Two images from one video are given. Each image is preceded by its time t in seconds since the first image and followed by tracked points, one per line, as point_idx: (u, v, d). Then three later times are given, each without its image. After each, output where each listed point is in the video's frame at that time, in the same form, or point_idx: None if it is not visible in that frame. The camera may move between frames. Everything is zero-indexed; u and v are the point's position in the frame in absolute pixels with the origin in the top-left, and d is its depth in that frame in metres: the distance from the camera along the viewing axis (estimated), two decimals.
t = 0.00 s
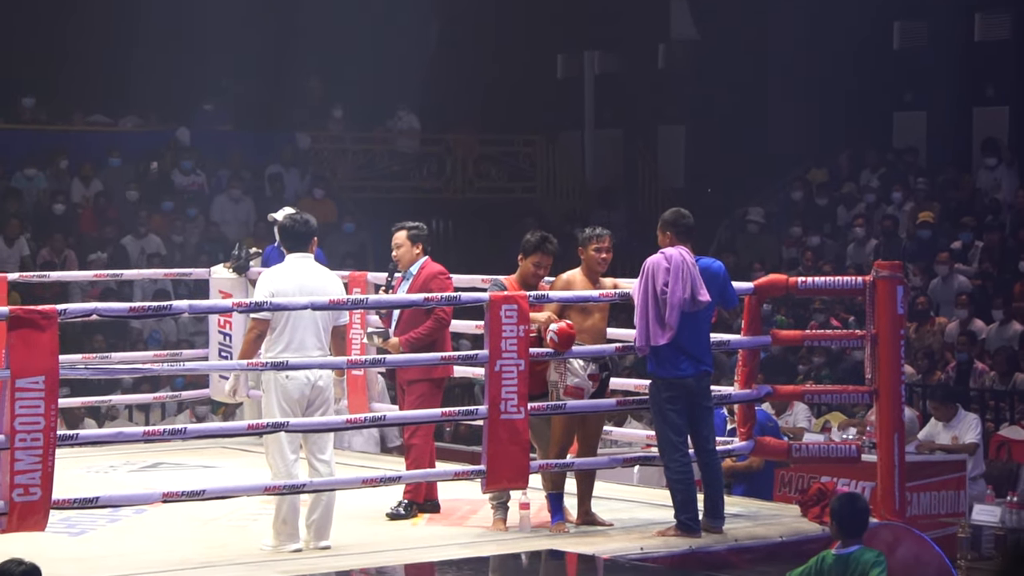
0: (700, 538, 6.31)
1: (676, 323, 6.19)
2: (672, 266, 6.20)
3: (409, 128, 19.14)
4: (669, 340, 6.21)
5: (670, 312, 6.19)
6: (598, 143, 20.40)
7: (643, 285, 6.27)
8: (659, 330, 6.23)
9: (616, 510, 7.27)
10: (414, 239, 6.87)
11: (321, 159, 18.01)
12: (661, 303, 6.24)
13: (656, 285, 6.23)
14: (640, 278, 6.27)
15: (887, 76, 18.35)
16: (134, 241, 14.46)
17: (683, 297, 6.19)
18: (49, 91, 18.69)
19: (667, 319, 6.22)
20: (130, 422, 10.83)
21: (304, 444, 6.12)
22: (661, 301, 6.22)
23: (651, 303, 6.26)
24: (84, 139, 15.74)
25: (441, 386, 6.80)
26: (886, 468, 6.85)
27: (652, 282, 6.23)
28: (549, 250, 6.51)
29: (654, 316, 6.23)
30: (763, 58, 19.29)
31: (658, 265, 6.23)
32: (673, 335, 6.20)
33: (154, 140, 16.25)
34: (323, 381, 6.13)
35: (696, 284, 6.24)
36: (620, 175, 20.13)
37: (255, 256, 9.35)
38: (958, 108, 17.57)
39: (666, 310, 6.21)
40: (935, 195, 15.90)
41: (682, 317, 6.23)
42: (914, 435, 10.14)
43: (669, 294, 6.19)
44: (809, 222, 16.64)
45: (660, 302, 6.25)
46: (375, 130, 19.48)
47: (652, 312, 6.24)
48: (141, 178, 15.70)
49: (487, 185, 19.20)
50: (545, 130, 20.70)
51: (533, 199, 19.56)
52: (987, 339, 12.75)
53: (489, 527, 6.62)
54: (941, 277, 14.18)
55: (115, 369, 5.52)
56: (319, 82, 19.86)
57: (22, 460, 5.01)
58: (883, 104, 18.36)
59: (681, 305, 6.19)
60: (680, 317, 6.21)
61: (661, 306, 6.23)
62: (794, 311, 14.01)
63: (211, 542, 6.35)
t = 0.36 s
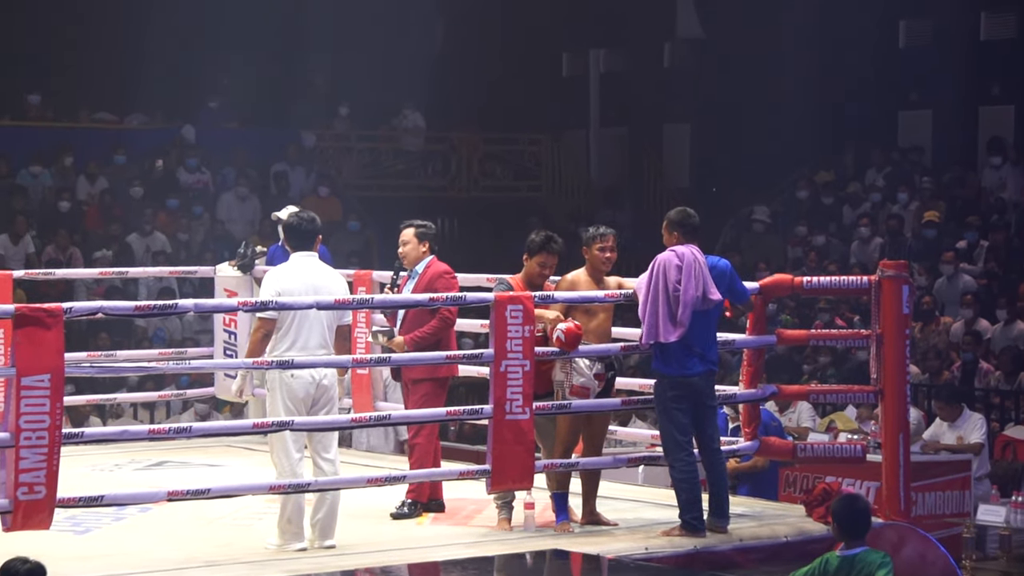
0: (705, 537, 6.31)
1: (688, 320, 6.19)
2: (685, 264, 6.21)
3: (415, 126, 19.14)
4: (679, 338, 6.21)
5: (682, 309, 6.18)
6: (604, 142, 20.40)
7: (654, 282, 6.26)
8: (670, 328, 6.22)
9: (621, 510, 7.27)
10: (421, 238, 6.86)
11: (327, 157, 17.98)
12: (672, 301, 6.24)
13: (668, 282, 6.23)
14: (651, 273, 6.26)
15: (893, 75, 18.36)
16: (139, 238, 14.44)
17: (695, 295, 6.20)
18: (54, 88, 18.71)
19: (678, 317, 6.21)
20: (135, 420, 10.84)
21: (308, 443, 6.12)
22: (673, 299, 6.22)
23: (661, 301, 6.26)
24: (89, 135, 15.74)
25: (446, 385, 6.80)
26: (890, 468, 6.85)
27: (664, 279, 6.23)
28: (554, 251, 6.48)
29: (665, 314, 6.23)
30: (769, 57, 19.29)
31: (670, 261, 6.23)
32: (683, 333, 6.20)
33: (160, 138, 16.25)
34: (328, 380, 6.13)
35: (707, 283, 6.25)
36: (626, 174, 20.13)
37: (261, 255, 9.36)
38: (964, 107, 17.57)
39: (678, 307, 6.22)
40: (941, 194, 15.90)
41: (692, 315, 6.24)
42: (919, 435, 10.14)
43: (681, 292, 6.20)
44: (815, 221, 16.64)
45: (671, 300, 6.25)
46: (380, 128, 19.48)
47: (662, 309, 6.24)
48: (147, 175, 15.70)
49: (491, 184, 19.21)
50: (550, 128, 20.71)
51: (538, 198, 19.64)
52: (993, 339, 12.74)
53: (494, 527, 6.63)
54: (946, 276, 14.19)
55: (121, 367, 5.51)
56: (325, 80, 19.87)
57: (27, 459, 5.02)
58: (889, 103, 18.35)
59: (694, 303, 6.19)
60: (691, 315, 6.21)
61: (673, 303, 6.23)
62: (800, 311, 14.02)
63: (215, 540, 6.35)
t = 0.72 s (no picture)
0: (708, 561, 6.29)
1: (695, 346, 6.19)
2: (690, 289, 6.22)
3: (413, 153, 19.15)
4: (686, 364, 6.20)
5: (690, 335, 6.18)
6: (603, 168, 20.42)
7: (660, 309, 6.26)
8: (677, 353, 6.21)
9: (623, 535, 7.26)
10: (422, 264, 6.87)
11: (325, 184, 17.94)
12: (679, 327, 6.23)
13: (675, 307, 6.23)
14: (656, 298, 6.28)
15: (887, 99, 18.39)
16: (139, 268, 14.44)
17: (702, 320, 6.20)
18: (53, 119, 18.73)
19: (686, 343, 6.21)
20: (136, 449, 10.84)
21: (310, 470, 6.12)
22: (680, 325, 6.22)
23: (668, 327, 6.25)
24: (88, 166, 15.78)
25: (447, 412, 6.80)
26: (892, 491, 6.83)
27: (671, 305, 6.23)
28: (553, 275, 6.50)
29: (673, 340, 6.22)
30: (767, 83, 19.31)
31: (675, 287, 6.24)
32: (690, 359, 6.19)
33: (159, 167, 16.28)
34: (330, 407, 6.14)
35: (713, 308, 6.26)
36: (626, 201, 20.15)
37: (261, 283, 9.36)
38: (961, 131, 17.59)
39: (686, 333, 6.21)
40: (939, 218, 15.92)
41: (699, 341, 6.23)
42: (920, 459, 10.13)
43: (688, 318, 6.19)
44: (814, 244, 16.66)
45: (678, 325, 6.24)
46: (378, 156, 19.51)
47: (670, 336, 6.23)
48: (146, 204, 15.72)
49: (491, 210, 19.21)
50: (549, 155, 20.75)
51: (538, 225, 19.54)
52: (993, 362, 12.74)
53: (496, 553, 6.62)
54: (946, 299, 14.21)
55: (122, 397, 5.51)
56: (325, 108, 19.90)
57: (28, 488, 5.02)
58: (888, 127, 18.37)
59: (700, 329, 6.19)
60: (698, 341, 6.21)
61: (679, 328, 6.23)
62: (799, 335, 14.02)
63: (218, 569, 6.35)
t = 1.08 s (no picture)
0: (729, 535, 6.30)
1: (716, 320, 6.19)
2: (711, 264, 6.20)
3: (431, 128, 19.13)
4: (706, 338, 6.20)
5: (710, 310, 6.18)
6: (622, 142, 20.38)
7: (679, 284, 6.25)
8: (697, 328, 6.21)
9: (644, 509, 7.27)
10: (444, 238, 6.85)
11: (345, 159, 17.90)
12: (698, 301, 6.22)
13: (695, 281, 6.22)
14: (676, 274, 6.25)
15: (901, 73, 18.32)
16: (160, 243, 14.46)
17: (722, 295, 6.19)
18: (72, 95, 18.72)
19: (706, 318, 6.21)
20: (156, 423, 10.86)
21: (331, 445, 6.12)
22: (700, 300, 6.21)
23: (687, 301, 6.24)
24: (107, 140, 15.78)
25: (468, 386, 6.81)
26: (913, 465, 6.83)
27: (690, 280, 6.22)
28: (564, 247, 6.51)
29: (693, 315, 6.21)
30: (786, 56, 19.24)
31: (695, 262, 6.22)
32: (711, 333, 6.19)
33: (178, 142, 16.27)
34: (350, 382, 6.15)
35: (732, 281, 6.25)
36: (644, 174, 20.10)
37: (281, 258, 9.35)
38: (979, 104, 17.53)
39: (705, 308, 6.21)
40: (960, 192, 15.89)
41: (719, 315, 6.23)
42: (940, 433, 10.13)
43: (709, 292, 6.19)
44: (834, 218, 16.62)
45: (698, 300, 6.23)
46: (397, 130, 19.48)
47: (690, 311, 6.22)
48: (166, 179, 15.73)
49: (510, 185, 19.20)
50: (568, 129, 20.72)
51: (557, 198, 19.40)
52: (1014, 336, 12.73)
53: (517, 526, 6.62)
54: (966, 273, 14.20)
55: (143, 371, 5.52)
56: (344, 82, 19.86)
57: (50, 463, 5.03)
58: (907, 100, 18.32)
59: (721, 303, 6.19)
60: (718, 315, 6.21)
61: (700, 303, 6.22)
62: (819, 309, 14.01)
63: (240, 543, 6.36)
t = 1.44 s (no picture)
0: (755, 532, 6.30)
1: (750, 317, 6.21)
2: (738, 262, 6.22)
3: (459, 122, 19.12)
4: (742, 336, 6.21)
5: (744, 306, 6.19)
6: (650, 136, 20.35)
7: (711, 284, 6.20)
8: (732, 327, 6.20)
9: (671, 505, 7.26)
10: (472, 233, 6.86)
11: (373, 153, 17.87)
12: (730, 300, 6.22)
13: (726, 280, 6.21)
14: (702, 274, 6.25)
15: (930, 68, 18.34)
16: (188, 236, 14.49)
17: (752, 291, 6.22)
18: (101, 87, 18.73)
19: (740, 315, 6.21)
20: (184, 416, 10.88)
21: (358, 439, 6.13)
22: (733, 298, 6.21)
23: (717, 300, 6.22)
24: (136, 133, 15.79)
25: (495, 381, 6.81)
26: (940, 463, 6.82)
27: (722, 278, 6.20)
28: (586, 243, 6.52)
29: (727, 314, 6.20)
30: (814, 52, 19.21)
31: (722, 261, 6.23)
32: (748, 330, 6.21)
33: (207, 135, 16.29)
34: (378, 376, 6.15)
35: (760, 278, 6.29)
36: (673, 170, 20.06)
37: (309, 252, 9.37)
38: (1008, 101, 17.50)
39: (735, 306, 6.22)
40: (990, 188, 15.85)
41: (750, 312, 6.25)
42: (968, 430, 10.11)
43: (741, 290, 6.20)
44: (863, 215, 16.57)
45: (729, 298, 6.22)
46: (425, 124, 19.47)
47: (724, 308, 6.20)
48: (195, 171, 15.75)
49: (538, 179, 19.16)
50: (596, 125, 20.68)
51: (585, 193, 19.48)
52: None
53: (543, 522, 6.63)
54: (995, 270, 14.16)
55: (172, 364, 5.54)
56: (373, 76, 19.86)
57: (78, 455, 5.05)
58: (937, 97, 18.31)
59: (752, 300, 6.22)
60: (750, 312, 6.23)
61: (728, 302, 6.23)
62: (848, 306, 13.98)
63: (267, 536, 6.37)
